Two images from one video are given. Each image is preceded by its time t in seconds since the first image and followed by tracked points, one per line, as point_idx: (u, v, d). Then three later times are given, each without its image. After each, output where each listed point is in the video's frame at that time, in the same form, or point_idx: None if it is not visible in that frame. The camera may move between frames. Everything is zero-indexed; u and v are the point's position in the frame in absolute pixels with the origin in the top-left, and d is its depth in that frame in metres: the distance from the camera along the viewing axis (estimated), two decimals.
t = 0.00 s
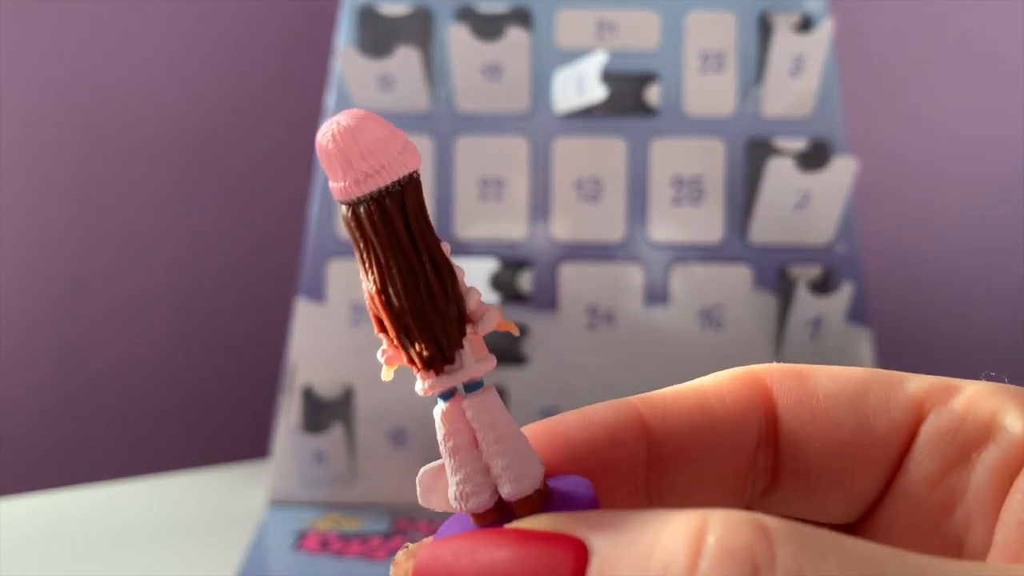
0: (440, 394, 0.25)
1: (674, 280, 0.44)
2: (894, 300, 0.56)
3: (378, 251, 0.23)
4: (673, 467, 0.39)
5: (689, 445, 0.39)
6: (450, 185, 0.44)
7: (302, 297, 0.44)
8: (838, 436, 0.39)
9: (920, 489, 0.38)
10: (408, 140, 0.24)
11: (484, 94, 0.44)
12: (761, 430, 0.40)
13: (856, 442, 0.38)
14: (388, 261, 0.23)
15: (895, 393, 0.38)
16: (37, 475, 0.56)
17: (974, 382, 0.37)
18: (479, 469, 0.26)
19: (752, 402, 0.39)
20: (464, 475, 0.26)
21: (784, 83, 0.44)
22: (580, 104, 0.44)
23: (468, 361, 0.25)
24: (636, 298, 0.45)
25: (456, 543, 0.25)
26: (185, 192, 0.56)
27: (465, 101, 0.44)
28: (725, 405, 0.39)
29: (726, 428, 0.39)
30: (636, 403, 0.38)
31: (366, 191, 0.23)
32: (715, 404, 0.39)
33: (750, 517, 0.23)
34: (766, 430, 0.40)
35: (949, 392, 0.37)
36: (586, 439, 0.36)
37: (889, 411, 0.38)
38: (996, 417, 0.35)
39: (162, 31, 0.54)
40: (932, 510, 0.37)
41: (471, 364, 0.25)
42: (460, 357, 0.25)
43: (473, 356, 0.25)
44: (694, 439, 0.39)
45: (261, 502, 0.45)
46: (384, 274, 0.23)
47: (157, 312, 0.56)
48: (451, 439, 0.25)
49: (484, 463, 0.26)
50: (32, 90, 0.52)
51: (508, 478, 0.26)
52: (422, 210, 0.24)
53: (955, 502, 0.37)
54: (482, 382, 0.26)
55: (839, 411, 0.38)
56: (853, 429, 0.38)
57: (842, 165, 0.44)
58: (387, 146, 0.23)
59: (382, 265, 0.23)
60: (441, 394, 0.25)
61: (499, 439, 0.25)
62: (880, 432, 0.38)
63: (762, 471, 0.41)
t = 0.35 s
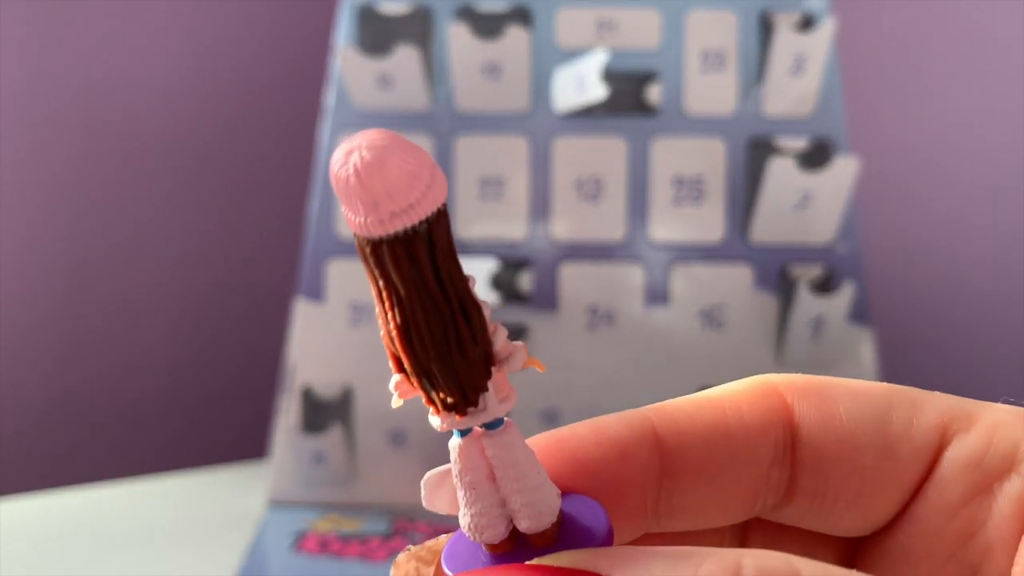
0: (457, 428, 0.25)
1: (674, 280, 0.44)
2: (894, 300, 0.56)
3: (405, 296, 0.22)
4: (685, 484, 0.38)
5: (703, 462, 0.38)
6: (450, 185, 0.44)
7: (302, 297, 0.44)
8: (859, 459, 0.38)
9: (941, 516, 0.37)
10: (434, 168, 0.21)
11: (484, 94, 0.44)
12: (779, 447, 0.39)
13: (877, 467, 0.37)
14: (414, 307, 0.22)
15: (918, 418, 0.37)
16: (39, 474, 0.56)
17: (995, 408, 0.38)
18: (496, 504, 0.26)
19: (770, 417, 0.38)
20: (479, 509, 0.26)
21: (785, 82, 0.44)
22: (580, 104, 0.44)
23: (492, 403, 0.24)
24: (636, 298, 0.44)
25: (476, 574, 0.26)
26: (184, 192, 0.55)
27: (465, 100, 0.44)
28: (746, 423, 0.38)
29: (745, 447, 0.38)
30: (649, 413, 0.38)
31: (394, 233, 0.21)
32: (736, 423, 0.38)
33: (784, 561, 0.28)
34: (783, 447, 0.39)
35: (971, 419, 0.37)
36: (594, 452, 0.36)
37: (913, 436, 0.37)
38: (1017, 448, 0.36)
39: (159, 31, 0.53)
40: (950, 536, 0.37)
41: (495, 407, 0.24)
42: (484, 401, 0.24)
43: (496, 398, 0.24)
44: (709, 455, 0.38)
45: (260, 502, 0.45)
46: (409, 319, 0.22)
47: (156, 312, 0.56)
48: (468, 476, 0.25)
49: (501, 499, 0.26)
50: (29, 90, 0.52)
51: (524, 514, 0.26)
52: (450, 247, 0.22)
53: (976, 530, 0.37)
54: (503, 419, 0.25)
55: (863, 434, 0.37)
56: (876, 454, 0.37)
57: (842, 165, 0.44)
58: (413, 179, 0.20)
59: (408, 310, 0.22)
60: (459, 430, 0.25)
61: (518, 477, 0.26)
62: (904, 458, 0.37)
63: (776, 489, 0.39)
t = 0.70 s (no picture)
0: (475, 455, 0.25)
1: (675, 280, 0.44)
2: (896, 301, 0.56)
3: (428, 340, 0.22)
4: (688, 483, 0.37)
5: (709, 462, 0.37)
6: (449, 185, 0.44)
7: (302, 297, 0.44)
8: (867, 464, 0.36)
9: (944, 524, 0.36)
10: (463, 213, 0.21)
11: (484, 93, 0.44)
12: (786, 450, 0.37)
13: (885, 474, 0.36)
14: (437, 349, 0.22)
15: (928, 425, 0.36)
16: (38, 475, 0.56)
17: (1002, 417, 0.37)
18: (512, 522, 0.26)
19: (779, 418, 0.37)
20: (494, 527, 0.26)
21: (786, 82, 0.44)
22: (580, 103, 0.44)
23: (513, 435, 0.24)
24: (636, 298, 0.44)
25: None
26: (183, 191, 0.55)
27: (465, 100, 0.44)
28: (756, 427, 0.37)
29: (751, 449, 0.37)
30: (660, 415, 0.37)
31: (418, 282, 0.21)
32: (745, 425, 0.37)
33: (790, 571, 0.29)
34: (791, 450, 0.37)
35: (980, 429, 0.36)
36: (603, 449, 0.35)
37: (921, 443, 0.36)
38: None
39: (157, 29, 0.53)
40: (955, 546, 0.36)
41: (517, 439, 0.24)
42: (505, 434, 0.24)
43: (517, 430, 0.24)
44: (712, 454, 0.37)
45: (259, 503, 0.45)
46: (432, 360, 0.22)
47: (156, 311, 0.56)
48: (485, 497, 0.25)
49: (516, 517, 0.26)
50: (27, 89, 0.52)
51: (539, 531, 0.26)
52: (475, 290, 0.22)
53: (981, 539, 0.36)
54: (521, 447, 0.25)
55: (873, 440, 0.36)
56: (884, 460, 0.36)
57: (844, 165, 0.44)
58: (441, 230, 0.20)
59: (431, 352, 0.22)
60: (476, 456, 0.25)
61: (535, 499, 0.26)
62: (911, 465, 0.36)
63: (779, 491, 0.38)
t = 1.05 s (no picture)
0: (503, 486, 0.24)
1: (675, 281, 0.44)
2: (894, 299, 0.56)
3: (459, 383, 0.21)
4: (696, 513, 0.33)
5: (720, 491, 0.33)
6: (449, 185, 0.44)
7: (302, 297, 0.44)
8: (862, 484, 0.33)
9: (934, 541, 0.32)
10: (495, 277, 0.20)
11: (484, 93, 0.44)
12: (787, 472, 0.34)
13: (880, 495, 0.33)
14: (469, 392, 0.21)
15: (919, 447, 0.33)
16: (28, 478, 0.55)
17: (992, 441, 0.33)
18: (539, 544, 0.25)
19: (782, 444, 0.34)
20: (522, 547, 0.25)
21: (786, 82, 0.44)
22: (581, 103, 0.44)
23: (540, 472, 0.23)
24: (636, 298, 0.44)
25: None
26: (184, 191, 0.55)
27: (465, 99, 0.44)
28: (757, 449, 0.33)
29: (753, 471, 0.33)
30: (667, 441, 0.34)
31: (454, 344, 0.20)
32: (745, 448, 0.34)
33: None
34: (791, 473, 0.34)
35: (966, 449, 0.32)
36: (625, 476, 0.32)
37: (913, 464, 0.32)
38: (1009, 479, 0.31)
39: (157, 29, 0.53)
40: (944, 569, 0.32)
41: (543, 475, 0.23)
42: (532, 470, 0.23)
43: (544, 466, 0.23)
44: (725, 483, 0.33)
45: (259, 503, 0.45)
46: (465, 404, 0.21)
47: (156, 311, 0.56)
48: (511, 521, 0.25)
49: (544, 540, 0.25)
50: (23, 87, 0.51)
51: (566, 555, 0.25)
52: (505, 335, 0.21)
53: (966, 562, 0.32)
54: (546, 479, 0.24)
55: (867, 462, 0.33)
56: (879, 480, 0.33)
57: (844, 165, 0.44)
58: (476, 295, 0.20)
59: (463, 395, 0.21)
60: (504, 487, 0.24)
61: (561, 525, 0.25)
62: (904, 487, 0.32)
63: (780, 521, 0.34)
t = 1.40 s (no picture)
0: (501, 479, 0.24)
1: (675, 280, 0.44)
2: (893, 298, 0.56)
3: (454, 370, 0.21)
4: (695, 512, 0.33)
5: (720, 490, 0.33)
6: (450, 185, 0.44)
7: (302, 297, 0.44)
8: (861, 484, 0.33)
9: (933, 542, 0.32)
10: (491, 265, 0.20)
11: (484, 94, 0.44)
12: (786, 471, 0.34)
13: (879, 495, 0.33)
14: (464, 379, 0.21)
15: (917, 447, 0.33)
16: (32, 477, 0.55)
17: (989, 439, 0.33)
18: (537, 540, 0.25)
19: (781, 443, 0.34)
20: (520, 544, 0.25)
21: (785, 82, 0.44)
22: (581, 103, 0.44)
23: (536, 462, 0.23)
24: (636, 298, 0.44)
25: None
26: (184, 191, 0.55)
27: (466, 100, 0.44)
28: (757, 449, 0.34)
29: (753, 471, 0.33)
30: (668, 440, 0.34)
31: (449, 330, 0.20)
32: (746, 448, 0.34)
33: None
34: (790, 472, 0.34)
35: (964, 449, 0.32)
36: (624, 476, 0.32)
37: (911, 464, 0.33)
38: (1006, 478, 0.31)
39: (157, 29, 0.53)
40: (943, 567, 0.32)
41: (539, 466, 0.23)
42: (528, 461, 0.23)
43: (540, 458, 0.23)
44: (725, 482, 0.33)
45: (259, 502, 0.45)
46: (460, 392, 0.21)
47: (157, 311, 0.57)
48: (509, 518, 0.25)
49: (541, 536, 0.25)
50: (23, 87, 0.51)
51: (563, 551, 0.25)
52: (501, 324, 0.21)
53: (965, 561, 0.32)
54: (543, 473, 0.24)
55: (865, 462, 0.33)
56: (877, 480, 0.33)
57: (843, 165, 0.44)
58: (471, 280, 0.20)
59: (459, 383, 0.21)
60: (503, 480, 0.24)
61: (557, 520, 0.25)
62: (902, 488, 0.33)
63: (779, 519, 0.34)
